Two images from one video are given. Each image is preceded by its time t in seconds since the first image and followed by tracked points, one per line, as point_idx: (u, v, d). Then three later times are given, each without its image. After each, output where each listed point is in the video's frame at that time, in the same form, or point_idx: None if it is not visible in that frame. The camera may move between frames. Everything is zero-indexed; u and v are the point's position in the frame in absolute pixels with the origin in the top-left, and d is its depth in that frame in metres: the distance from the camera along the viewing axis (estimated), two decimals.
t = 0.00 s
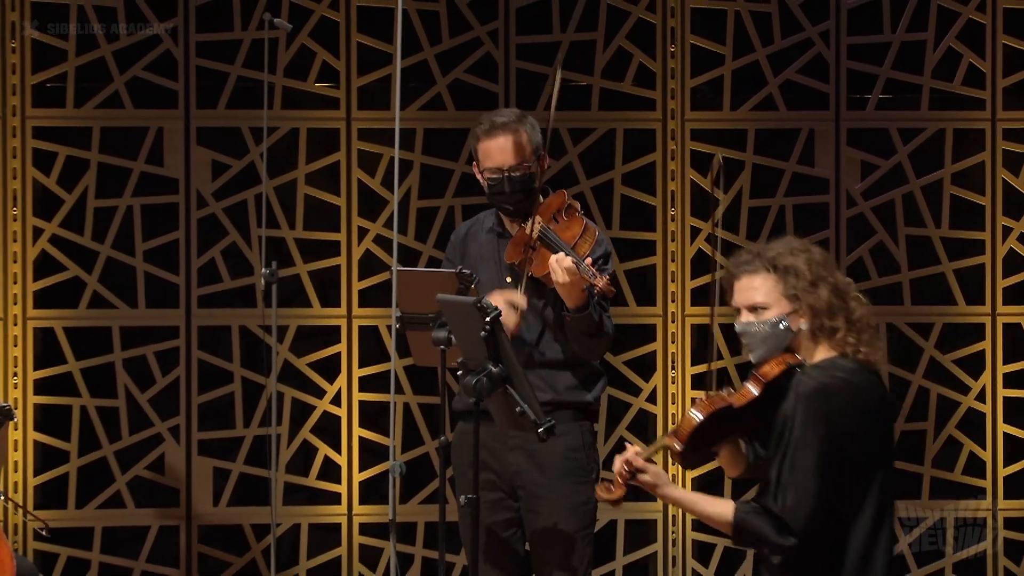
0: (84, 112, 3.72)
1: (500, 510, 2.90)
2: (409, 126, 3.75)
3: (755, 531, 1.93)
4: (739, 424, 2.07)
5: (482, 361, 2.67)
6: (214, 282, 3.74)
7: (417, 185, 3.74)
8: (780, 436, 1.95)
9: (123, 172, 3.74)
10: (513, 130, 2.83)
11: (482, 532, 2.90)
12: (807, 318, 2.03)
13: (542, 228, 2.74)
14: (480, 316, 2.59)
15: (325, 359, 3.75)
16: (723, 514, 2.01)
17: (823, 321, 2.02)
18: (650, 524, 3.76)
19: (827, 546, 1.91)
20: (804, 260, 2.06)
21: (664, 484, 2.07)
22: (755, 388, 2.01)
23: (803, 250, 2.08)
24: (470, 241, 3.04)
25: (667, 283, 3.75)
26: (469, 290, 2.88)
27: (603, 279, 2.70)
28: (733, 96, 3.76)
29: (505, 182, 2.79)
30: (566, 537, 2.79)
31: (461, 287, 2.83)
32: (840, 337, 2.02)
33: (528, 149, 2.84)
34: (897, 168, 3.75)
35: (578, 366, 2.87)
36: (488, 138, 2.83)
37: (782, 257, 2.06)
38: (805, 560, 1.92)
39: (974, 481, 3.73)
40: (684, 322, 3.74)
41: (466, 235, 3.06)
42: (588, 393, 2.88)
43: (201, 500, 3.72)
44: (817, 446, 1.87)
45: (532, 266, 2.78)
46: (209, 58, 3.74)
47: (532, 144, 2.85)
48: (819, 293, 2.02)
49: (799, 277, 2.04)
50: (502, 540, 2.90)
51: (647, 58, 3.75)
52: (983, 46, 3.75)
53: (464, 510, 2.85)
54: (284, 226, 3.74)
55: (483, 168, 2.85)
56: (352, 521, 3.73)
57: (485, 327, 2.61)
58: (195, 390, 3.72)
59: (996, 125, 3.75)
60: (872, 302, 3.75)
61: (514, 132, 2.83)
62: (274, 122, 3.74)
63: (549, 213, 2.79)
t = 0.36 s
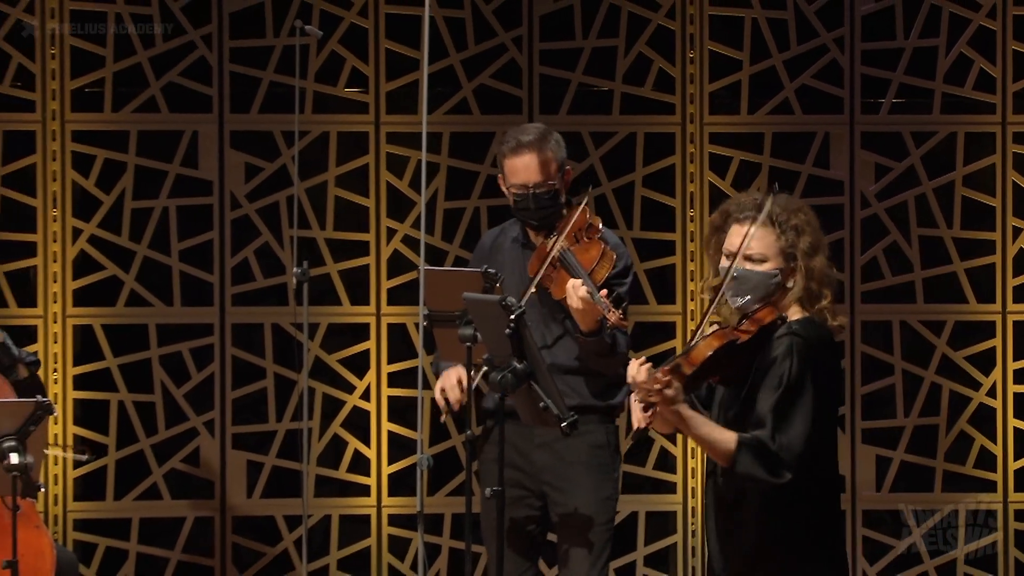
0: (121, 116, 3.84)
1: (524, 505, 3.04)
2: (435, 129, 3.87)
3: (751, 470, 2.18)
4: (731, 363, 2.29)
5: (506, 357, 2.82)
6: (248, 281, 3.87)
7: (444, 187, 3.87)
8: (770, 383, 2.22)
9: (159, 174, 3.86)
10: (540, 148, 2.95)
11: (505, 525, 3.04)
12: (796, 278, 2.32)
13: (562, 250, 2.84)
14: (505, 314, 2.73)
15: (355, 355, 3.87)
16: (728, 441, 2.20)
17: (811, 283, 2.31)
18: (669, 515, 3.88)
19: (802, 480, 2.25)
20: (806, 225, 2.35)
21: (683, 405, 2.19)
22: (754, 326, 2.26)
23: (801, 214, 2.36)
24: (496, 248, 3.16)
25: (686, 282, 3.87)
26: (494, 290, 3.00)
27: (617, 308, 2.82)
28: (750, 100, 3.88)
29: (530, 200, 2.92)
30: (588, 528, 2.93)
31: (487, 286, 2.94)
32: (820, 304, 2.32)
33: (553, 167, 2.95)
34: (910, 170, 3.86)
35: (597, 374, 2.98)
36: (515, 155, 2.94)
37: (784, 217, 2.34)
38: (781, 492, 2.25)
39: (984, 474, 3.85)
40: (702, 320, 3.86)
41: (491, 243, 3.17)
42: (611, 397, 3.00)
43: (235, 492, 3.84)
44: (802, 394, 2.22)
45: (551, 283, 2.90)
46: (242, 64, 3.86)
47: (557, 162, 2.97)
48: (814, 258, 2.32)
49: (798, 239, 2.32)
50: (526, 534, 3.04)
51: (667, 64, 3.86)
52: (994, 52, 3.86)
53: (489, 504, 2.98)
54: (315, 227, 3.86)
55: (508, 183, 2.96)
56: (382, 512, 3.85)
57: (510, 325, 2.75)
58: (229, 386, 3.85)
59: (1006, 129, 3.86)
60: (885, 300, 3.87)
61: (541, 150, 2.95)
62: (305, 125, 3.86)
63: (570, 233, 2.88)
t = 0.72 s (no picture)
0: (167, 119, 3.96)
1: (563, 494, 3.17)
2: (471, 133, 3.99)
3: (796, 491, 2.26)
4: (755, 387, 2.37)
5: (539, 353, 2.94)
6: (289, 280, 3.99)
7: (479, 189, 3.99)
8: (793, 402, 2.31)
9: (203, 176, 3.99)
10: (579, 134, 3.02)
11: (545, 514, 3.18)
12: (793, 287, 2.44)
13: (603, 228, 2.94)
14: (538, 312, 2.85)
15: (393, 352, 4.00)
16: (772, 472, 2.30)
17: (804, 289, 2.44)
18: (698, 507, 3.99)
19: (844, 494, 2.31)
20: (781, 234, 2.51)
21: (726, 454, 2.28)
22: (769, 349, 2.33)
23: (775, 225, 2.53)
24: (537, 239, 3.29)
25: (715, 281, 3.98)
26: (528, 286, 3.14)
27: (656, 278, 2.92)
28: (777, 104, 3.99)
29: (571, 184, 2.99)
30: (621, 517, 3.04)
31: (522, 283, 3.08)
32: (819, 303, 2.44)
33: (593, 152, 3.03)
34: (932, 172, 3.97)
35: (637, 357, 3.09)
36: (555, 140, 3.02)
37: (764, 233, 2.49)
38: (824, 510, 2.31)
39: (1006, 468, 3.95)
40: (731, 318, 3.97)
41: (533, 234, 3.31)
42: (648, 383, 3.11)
43: (277, 484, 3.96)
44: (830, 409, 2.30)
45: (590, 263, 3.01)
46: (284, 69, 3.99)
47: (596, 148, 3.04)
48: (798, 264, 2.45)
49: (779, 251, 2.47)
50: (564, 523, 3.16)
51: (696, 69, 3.98)
52: (1015, 57, 3.97)
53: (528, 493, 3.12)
54: (354, 227, 3.98)
55: (549, 169, 3.05)
56: (419, 504, 3.97)
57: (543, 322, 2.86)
58: (272, 381, 3.97)
59: None
60: (908, 299, 3.98)
61: (580, 136, 3.02)
62: (345, 129, 3.99)
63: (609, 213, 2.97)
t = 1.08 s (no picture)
0: (211, 121, 4.09)
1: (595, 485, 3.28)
2: (504, 134, 4.11)
3: (795, 452, 2.31)
4: (787, 348, 2.42)
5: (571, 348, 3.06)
6: (328, 276, 4.11)
7: (512, 188, 4.11)
8: (819, 370, 2.35)
9: (245, 176, 4.11)
10: (613, 142, 3.15)
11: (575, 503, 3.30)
12: (846, 267, 2.43)
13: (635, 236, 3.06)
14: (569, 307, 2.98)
15: (429, 346, 4.12)
16: (776, 427, 2.35)
17: (859, 271, 2.42)
18: (726, 498, 4.10)
19: (854, 468, 2.33)
20: (847, 215, 2.48)
21: (733, 395, 2.35)
22: (808, 316, 2.36)
23: (844, 205, 2.50)
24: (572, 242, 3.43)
25: (742, 277, 4.09)
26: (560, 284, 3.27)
27: (688, 287, 3.04)
28: (803, 106, 4.11)
29: (605, 191, 3.11)
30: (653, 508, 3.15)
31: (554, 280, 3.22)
32: (869, 290, 2.42)
33: (626, 160, 3.15)
34: (954, 171, 4.08)
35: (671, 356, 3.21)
36: (589, 149, 3.15)
37: (829, 209, 2.49)
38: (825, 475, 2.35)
39: None
40: (758, 313, 4.08)
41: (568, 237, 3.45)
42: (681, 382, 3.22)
43: (316, 475, 4.09)
44: (853, 384, 2.31)
45: (624, 269, 3.11)
46: (323, 72, 4.11)
47: (630, 155, 3.16)
48: (858, 246, 2.43)
49: (843, 229, 2.46)
50: (595, 512, 3.29)
51: (723, 71, 4.10)
52: None
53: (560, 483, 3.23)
54: (392, 226, 4.11)
55: (584, 176, 3.18)
56: (454, 494, 4.09)
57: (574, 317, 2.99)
58: (311, 374, 4.09)
59: None
60: (930, 295, 4.09)
61: (614, 144, 3.15)
62: (382, 130, 4.11)
63: (641, 221, 3.09)
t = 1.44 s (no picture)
0: (250, 121, 4.21)
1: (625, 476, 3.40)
2: (535, 134, 4.24)
3: (813, 445, 2.54)
4: (818, 342, 2.61)
5: (600, 341, 3.19)
6: (364, 272, 4.24)
7: (543, 186, 4.24)
8: (847, 368, 2.56)
9: (283, 174, 4.24)
10: (646, 139, 3.24)
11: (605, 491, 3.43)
12: (888, 268, 2.61)
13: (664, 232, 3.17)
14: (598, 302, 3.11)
15: (462, 340, 4.24)
16: (798, 421, 2.58)
17: (900, 273, 2.60)
18: (750, 488, 4.21)
19: (872, 461, 2.57)
20: (892, 217, 2.64)
21: (758, 389, 2.56)
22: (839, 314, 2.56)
23: (892, 206, 2.65)
24: (607, 234, 3.55)
25: (766, 273, 4.21)
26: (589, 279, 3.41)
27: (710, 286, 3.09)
28: (826, 106, 4.22)
29: (636, 186, 3.22)
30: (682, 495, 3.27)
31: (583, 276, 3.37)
32: (909, 291, 2.61)
33: (659, 156, 3.24)
34: (973, 170, 4.19)
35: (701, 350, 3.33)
36: (623, 145, 3.25)
37: (874, 211, 2.64)
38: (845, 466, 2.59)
39: None
40: (781, 308, 4.20)
41: (603, 229, 3.57)
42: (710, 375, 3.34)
43: (352, 465, 4.21)
44: (877, 386, 2.51)
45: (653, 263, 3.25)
46: (359, 74, 4.24)
47: (664, 152, 3.27)
48: (900, 248, 2.60)
49: (886, 232, 2.61)
50: (625, 501, 3.41)
51: (748, 73, 4.21)
52: None
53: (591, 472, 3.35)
54: (425, 223, 4.24)
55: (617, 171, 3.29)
56: (486, 483, 4.21)
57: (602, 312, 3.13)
58: (348, 367, 4.22)
59: None
60: (950, 290, 4.20)
61: (647, 141, 3.24)
62: (416, 130, 4.24)
63: (672, 217, 3.20)
